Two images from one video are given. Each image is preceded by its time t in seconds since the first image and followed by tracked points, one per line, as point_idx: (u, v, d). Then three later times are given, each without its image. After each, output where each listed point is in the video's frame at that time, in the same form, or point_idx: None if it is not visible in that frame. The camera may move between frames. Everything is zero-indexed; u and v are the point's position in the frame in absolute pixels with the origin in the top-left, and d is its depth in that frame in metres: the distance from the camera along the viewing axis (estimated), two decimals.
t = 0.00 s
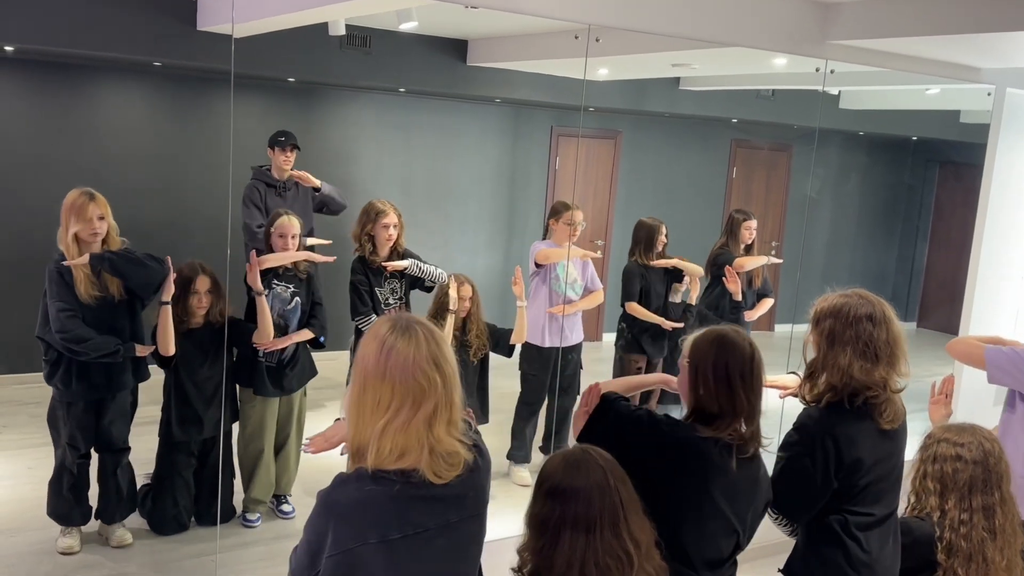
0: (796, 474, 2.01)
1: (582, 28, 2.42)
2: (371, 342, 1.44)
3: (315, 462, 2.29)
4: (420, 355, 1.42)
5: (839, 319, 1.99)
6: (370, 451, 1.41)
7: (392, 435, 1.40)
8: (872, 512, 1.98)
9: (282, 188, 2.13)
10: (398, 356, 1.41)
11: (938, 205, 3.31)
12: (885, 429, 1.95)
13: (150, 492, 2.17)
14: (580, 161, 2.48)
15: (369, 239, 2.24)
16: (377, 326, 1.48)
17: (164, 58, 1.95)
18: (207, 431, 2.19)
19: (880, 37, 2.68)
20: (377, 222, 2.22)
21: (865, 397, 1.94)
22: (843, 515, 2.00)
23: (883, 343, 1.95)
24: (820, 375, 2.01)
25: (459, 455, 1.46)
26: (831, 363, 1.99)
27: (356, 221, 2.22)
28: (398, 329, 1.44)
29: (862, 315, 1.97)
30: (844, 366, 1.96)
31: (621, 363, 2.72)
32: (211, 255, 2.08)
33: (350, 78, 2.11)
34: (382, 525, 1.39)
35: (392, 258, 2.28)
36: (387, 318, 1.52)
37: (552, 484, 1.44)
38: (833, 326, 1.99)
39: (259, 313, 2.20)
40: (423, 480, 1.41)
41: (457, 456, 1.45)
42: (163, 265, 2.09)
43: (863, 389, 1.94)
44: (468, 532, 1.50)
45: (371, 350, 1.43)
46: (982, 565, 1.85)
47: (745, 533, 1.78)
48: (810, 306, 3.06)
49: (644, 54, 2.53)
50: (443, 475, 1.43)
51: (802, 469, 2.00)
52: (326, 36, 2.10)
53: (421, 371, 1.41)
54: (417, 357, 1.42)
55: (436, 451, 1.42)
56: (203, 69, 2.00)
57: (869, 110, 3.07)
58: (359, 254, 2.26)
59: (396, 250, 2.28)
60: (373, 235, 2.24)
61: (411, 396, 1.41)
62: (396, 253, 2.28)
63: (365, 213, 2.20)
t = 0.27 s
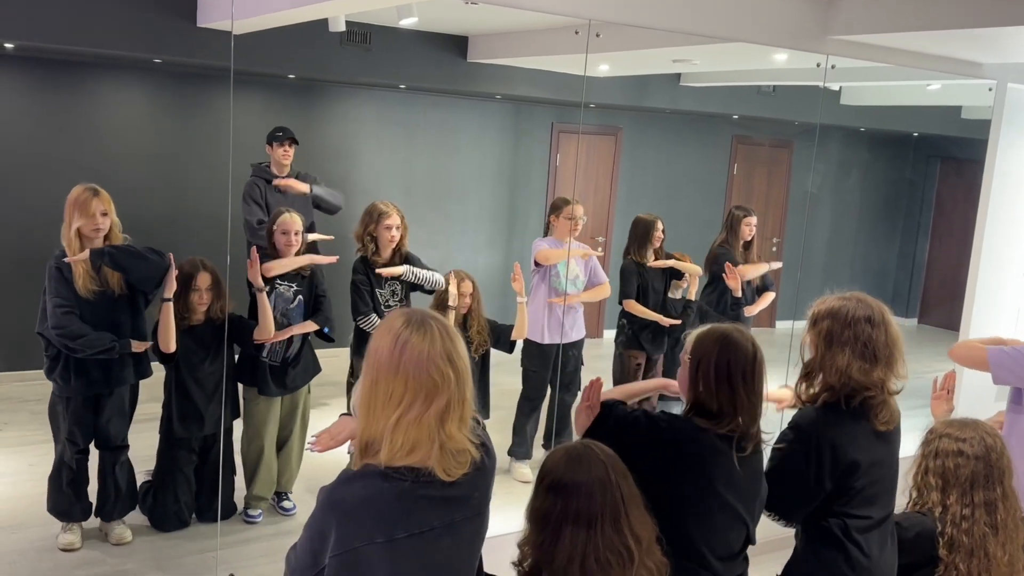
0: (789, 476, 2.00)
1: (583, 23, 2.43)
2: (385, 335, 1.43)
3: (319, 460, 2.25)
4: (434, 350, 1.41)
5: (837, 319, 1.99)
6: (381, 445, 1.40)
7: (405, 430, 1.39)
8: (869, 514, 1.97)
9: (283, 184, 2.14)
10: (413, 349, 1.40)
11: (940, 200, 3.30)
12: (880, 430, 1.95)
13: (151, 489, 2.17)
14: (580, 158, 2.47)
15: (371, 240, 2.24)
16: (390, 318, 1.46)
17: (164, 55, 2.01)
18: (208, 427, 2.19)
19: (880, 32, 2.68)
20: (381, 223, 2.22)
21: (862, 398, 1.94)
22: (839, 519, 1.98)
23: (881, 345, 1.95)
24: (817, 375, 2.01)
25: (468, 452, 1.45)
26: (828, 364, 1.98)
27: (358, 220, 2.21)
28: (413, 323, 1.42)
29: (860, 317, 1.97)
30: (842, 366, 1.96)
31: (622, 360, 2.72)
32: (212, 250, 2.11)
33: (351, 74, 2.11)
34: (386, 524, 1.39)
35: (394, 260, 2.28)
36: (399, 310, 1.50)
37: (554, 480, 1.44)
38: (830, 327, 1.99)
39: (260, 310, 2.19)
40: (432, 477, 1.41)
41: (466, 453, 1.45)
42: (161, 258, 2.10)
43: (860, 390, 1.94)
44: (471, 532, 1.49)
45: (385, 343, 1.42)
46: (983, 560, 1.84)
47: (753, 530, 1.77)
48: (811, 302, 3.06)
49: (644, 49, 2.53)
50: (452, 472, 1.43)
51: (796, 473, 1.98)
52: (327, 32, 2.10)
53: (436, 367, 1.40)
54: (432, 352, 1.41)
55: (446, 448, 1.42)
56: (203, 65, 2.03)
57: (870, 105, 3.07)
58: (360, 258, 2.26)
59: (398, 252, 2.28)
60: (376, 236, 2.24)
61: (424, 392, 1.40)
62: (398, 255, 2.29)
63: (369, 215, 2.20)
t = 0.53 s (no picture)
0: (789, 506, 1.98)
1: (583, 16, 2.42)
2: (384, 349, 1.34)
3: (322, 456, 2.23)
4: (435, 364, 1.35)
5: (829, 365, 2.00)
6: (378, 459, 1.31)
7: (404, 447, 1.31)
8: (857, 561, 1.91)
9: (281, 188, 2.11)
10: (411, 358, 1.33)
11: (941, 195, 3.29)
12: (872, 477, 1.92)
13: (150, 484, 2.17)
14: (580, 154, 2.46)
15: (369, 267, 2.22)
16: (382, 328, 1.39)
17: (160, 50, 2.06)
18: (206, 423, 2.17)
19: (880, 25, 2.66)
20: (380, 247, 2.22)
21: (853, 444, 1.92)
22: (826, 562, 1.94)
23: (873, 392, 1.95)
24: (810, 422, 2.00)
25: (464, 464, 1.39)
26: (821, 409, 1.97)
27: (359, 217, 2.18)
28: (415, 338, 1.35)
29: (852, 362, 1.98)
30: (834, 410, 1.95)
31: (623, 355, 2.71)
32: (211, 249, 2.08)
33: (350, 70, 2.11)
34: (402, 518, 1.28)
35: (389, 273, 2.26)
36: (390, 325, 1.42)
37: (553, 475, 1.43)
38: (821, 372, 2.01)
39: (259, 308, 2.13)
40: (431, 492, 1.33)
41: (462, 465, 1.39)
42: (159, 256, 2.06)
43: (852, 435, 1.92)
44: (476, 531, 1.40)
45: (380, 352, 1.34)
46: (983, 553, 1.85)
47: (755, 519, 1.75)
48: (810, 298, 3.06)
49: (643, 44, 2.52)
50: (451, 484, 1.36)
51: (792, 497, 1.97)
52: (323, 27, 2.08)
53: (437, 385, 1.34)
54: (434, 370, 1.35)
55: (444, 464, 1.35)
56: (202, 60, 2.05)
57: (870, 100, 3.06)
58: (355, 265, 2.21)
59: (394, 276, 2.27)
60: (375, 261, 2.23)
61: (426, 409, 1.33)
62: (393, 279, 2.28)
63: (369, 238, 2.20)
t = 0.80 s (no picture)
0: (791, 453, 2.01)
1: (579, 10, 2.41)
2: (388, 336, 1.31)
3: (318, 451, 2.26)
4: (449, 348, 1.32)
5: (854, 296, 1.95)
6: (401, 448, 1.30)
7: (428, 434, 1.30)
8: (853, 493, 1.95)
9: (278, 172, 2.09)
10: (426, 344, 1.30)
11: (937, 189, 3.29)
12: (884, 411, 1.92)
13: (147, 480, 2.17)
14: (577, 147, 2.47)
15: (364, 224, 2.22)
16: (388, 311, 1.35)
17: (157, 45, 1.98)
18: (202, 418, 2.16)
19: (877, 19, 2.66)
20: (372, 205, 2.20)
21: (874, 374, 1.90)
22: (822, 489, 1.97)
23: (898, 325, 1.91)
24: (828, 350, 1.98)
25: (479, 443, 1.39)
26: (841, 338, 1.94)
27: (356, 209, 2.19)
28: (419, 320, 1.32)
29: (878, 294, 1.93)
30: (855, 342, 1.92)
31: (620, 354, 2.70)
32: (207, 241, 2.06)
33: (347, 66, 2.10)
34: (400, 509, 1.28)
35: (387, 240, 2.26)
36: (391, 305, 1.38)
37: (550, 468, 1.43)
38: (846, 302, 1.96)
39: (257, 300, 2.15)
40: (456, 473, 1.33)
41: (478, 444, 1.38)
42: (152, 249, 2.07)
43: (872, 366, 1.90)
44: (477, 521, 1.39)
45: (393, 339, 1.31)
46: (981, 546, 1.84)
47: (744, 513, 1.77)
48: (808, 294, 3.05)
49: (640, 38, 2.52)
50: (471, 466, 1.35)
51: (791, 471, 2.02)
52: (321, 20, 2.07)
53: (448, 364, 1.31)
54: (443, 351, 1.31)
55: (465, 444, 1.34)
56: (199, 56, 2.00)
57: (868, 95, 3.06)
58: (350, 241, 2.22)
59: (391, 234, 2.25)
60: (369, 219, 2.22)
61: (440, 392, 1.30)
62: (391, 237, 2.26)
63: (358, 200, 2.18)
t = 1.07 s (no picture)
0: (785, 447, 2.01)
1: (574, 5, 2.41)
2: (385, 326, 1.32)
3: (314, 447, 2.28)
4: (445, 342, 1.32)
5: (858, 295, 1.94)
6: (389, 440, 1.30)
7: (416, 427, 1.29)
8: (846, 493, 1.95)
9: (273, 170, 2.09)
10: (421, 336, 1.30)
11: (933, 185, 3.30)
12: (883, 410, 1.92)
13: (141, 478, 2.16)
14: (572, 144, 2.46)
15: (357, 221, 2.22)
16: (389, 303, 1.35)
17: (152, 42, 1.96)
18: (196, 414, 2.16)
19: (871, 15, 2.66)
20: (365, 202, 2.19)
21: (879, 374, 1.90)
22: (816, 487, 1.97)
23: (901, 325, 1.92)
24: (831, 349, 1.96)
25: (471, 441, 1.38)
26: (847, 338, 1.93)
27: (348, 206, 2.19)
28: (415, 311, 1.32)
29: (882, 293, 1.93)
30: (862, 343, 1.91)
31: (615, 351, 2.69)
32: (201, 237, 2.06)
33: (342, 61, 2.10)
34: (390, 508, 1.27)
35: (381, 236, 2.26)
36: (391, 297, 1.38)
37: (545, 464, 1.42)
38: (850, 302, 1.95)
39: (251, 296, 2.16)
40: (444, 468, 1.33)
41: (469, 442, 1.38)
42: (149, 248, 2.04)
43: (878, 367, 1.90)
44: (468, 522, 1.39)
45: (388, 330, 1.31)
46: (976, 540, 1.85)
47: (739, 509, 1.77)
48: (805, 290, 3.04)
49: (638, 33, 2.50)
50: (459, 464, 1.35)
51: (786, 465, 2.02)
52: (316, 17, 2.08)
53: (442, 356, 1.31)
54: (438, 342, 1.31)
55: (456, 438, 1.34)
56: (193, 52, 1.99)
57: (864, 91, 3.06)
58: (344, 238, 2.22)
59: (384, 230, 2.25)
60: (363, 215, 2.21)
61: (432, 383, 1.30)
62: (384, 233, 2.25)
63: (353, 196, 2.18)
